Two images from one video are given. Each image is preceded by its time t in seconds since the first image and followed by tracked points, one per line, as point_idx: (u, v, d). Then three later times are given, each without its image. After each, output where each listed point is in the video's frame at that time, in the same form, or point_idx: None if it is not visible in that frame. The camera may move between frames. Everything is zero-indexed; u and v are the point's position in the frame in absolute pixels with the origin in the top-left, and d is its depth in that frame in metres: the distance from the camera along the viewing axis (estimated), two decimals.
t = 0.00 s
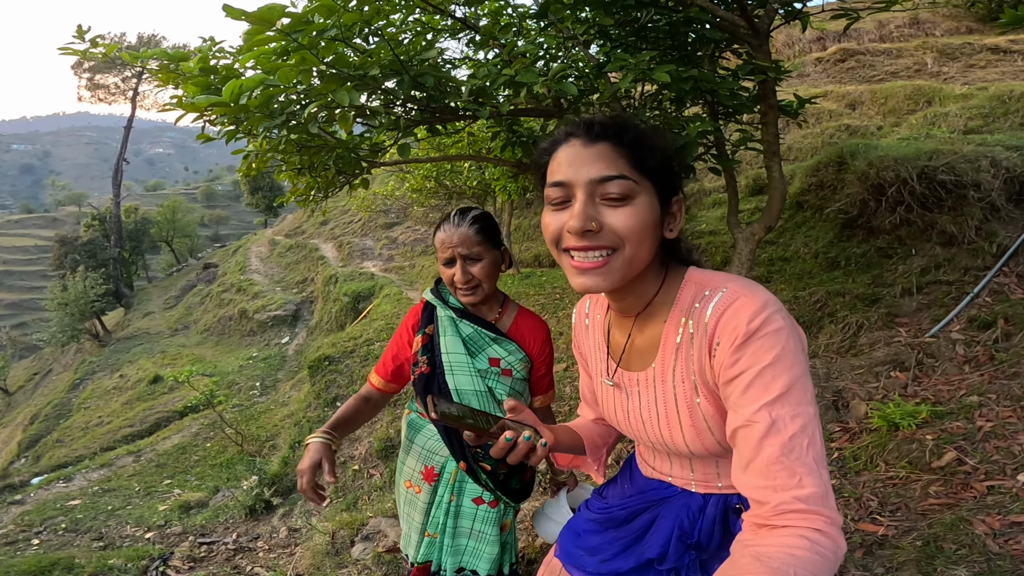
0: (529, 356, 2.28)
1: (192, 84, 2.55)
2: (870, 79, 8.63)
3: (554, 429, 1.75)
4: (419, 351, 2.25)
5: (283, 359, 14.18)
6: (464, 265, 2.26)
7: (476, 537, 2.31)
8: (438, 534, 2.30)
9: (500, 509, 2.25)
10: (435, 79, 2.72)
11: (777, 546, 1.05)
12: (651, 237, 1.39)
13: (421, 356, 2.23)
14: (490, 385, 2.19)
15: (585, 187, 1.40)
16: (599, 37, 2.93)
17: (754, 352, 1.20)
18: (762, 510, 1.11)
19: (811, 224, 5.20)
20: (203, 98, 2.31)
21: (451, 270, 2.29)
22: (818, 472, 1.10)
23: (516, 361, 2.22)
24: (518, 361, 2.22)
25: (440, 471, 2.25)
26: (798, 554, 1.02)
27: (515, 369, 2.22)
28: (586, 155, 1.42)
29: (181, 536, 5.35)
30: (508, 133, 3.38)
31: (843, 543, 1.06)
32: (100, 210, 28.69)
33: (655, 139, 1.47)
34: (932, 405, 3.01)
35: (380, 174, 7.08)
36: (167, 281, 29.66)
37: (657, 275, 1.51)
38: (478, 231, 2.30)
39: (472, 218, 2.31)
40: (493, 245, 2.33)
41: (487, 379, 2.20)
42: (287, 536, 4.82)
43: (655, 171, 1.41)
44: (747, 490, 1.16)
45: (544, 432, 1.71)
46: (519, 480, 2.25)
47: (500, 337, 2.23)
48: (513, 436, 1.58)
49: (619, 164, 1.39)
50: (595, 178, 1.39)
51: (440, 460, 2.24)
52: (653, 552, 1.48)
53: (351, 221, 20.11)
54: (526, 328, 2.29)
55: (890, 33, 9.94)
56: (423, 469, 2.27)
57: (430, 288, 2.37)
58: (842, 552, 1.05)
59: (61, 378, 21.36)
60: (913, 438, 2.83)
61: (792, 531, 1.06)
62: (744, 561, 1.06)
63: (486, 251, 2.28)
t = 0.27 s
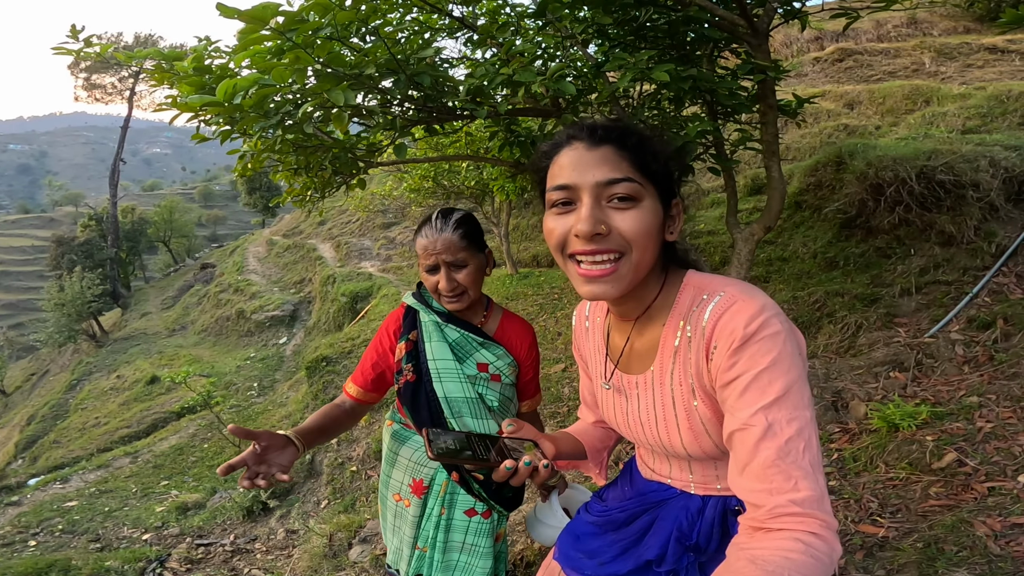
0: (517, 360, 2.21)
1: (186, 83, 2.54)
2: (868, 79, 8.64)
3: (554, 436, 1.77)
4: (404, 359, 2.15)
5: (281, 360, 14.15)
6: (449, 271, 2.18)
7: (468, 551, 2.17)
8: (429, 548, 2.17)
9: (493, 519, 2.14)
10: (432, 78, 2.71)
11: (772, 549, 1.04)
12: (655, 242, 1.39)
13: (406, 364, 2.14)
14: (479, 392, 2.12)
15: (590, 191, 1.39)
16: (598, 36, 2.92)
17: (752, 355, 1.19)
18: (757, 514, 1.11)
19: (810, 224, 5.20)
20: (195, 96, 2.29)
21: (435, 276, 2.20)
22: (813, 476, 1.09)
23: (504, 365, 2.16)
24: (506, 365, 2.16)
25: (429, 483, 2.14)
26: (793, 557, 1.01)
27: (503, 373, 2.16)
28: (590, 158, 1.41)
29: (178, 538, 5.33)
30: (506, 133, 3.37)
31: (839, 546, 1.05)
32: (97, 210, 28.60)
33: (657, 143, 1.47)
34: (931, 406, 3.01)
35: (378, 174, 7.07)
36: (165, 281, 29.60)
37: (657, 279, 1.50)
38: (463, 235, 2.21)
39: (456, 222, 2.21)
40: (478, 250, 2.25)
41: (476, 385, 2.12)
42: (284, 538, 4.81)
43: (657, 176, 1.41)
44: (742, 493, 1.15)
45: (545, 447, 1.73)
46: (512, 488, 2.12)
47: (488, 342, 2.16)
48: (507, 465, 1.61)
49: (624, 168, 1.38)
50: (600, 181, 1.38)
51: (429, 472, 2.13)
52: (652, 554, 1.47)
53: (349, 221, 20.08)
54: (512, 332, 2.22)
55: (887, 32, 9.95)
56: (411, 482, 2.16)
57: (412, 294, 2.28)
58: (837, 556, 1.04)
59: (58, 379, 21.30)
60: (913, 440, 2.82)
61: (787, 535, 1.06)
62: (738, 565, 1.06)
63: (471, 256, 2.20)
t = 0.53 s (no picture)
0: (506, 362, 2.11)
1: (180, 82, 2.53)
2: (866, 78, 8.63)
3: (555, 432, 1.76)
4: (388, 365, 1.99)
5: (279, 360, 14.12)
6: (438, 276, 2.02)
7: (463, 560, 2.07)
8: (421, 561, 2.05)
9: (488, 526, 2.05)
10: (430, 75, 2.70)
11: (775, 548, 1.03)
12: (658, 240, 1.38)
13: (390, 371, 1.98)
14: (470, 397, 1.99)
15: (593, 189, 1.38)
16: (597, 35, 2.91)
17: (754, 354, 1.18)
18: (760, 512, 1.10)
19: (809, 224, 5.20)
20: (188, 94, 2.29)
21: (423, 281, 2.04)
22: (816, 475, 1.08)
23: (494, 368, 2.04)
24: (496, 368, 2.05)
25: (419, 494, 2.04)
26: (795, 556, 1.00)
27: (494, 377, 2.04)
28: (593, 157, 1.41)
29: (175, 540, 5.31)
30: (504, 132, 3.36)
31: (842, 546, 1.04)
32: (94, 210, 28.55)
33: (659, 143, 1.46)
34: (933, 406, 3.00)
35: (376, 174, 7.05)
36: (162, 282, 29.55)
37: (660, 278, 1.48)
38: (452, 237, 2.05)
39: (445, 223, 2.05)
40: (467, 253, 2.10)
41: (466, 391, 1.99)
42: (283, 539, 4.79)
43: (660, 176, 1.41)
44: (744, 492, 1.14)
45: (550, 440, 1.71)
46: (504, 492, 2.06)
47: (476, 344, 2.03)
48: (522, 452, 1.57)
49: (627, 166, 1.37)
50: (603, 180, 1.37)
51: (418, 481, 2.03)
52: (654, 554, 1.46)
53: (347, 221, 20.06)
54: (500, 333, 2.12)
55: (885, 32, 9.96)
56: (399, 492, 2.05)
57: (394, 295, 2.12)
58: (840, 555, 1.03)
59: (56, 379, 21.26)
60: (915, 440, 2.81)
61: (789, 534, 1.04)
62: (740, 563, 1.05)
63: (461, 260, 2.06)
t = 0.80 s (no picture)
0: (495, 368, 2.06)
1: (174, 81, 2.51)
2: (865, 77, 8.63)
3: (560, 442, 1.74)
4: (368, 375, 1.94)
5: (277, 360, 14.09)
6: (426, 285, 1.96)
7: (455, 567, 2.04)
8: (411, 570, 2.04)
9: (478, 533, 2.02)
10: (428, 73, 2.68)
11: (777, 548, 1.02)
12: (660, 240, 1.36)
13: (371, 381, 1.93)
14: (456, 406, 1.96)
15: (595, 189, 1.37)
16: (596, 33, 2.89)
17: (757, 353, 1.16)
18: (762, 512, 1.08)
19: (809, 223, 5.20)
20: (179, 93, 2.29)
21: (410, 289, 1.98)
22: (819, 474, 1.07)
23: (482, 375, 2.00)
24: (484, 375, 2.00)
25: (406, 503, 2.03)
26: (797, 555, 0.99)
27: (481, 384, 2.00)
28: (595, 157, 1.39)
29: (173, 541, 5.29)
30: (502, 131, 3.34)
31: (845, 545, 1.03)
32: (91, 210, 28.47)
33: (661, 143, 1.45)
34: (934, 407, 2.99)
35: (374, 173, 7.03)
36: (160, 281, 29.49)
37: (662, 278, 1.47)
38: (442, 244, 1.99)
39: (435, 229, 1.99)
40: (456, 257, 2.04)
41: (452, 399, 1.96)
42: (281, 541, 4.78)
43: (663, 175, 1.39)
44: (747, 492, 1.12)
45: (551, 454, 1.71)
46: (495, 500, 2.02)
47: (462, 351, 1.98)
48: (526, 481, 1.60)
49: (629, 166, 1.36)
50: (604, 180, 1.36)
51: (405, 491, 2.02)
52: (656, 555, 1.43)
53: (345, 220, 20.02)
54: (489, 338, 2.06)
55: (884, 31, 9.95)
56: (385, 501, 2.05)
57: (375, 301, 2.03)
58: (844, 555, 1.01)
59: (53, 380, 21.19)
60: (917, 441, 2.81)
61: (792, 533, 1.03)
62: (742, 562, 1.04)
63: (451, 266, 2.00)
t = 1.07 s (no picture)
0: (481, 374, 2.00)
1: (169, 80, 2.51)
2: (864, 76, 8.62)
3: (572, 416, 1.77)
4: (352, 380, 1.93)
5: (275, 360, 14.06)
6: (410, 290, 1.91)
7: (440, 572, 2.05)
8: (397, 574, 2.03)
9: (465, 540, 2.03)
10: (424, 72, 2.66)
11: (774, 549, 1.01)
12: (658, 243, 1.36)
13: (355, 386, 1.92)
14: (440, 413, 1.93)
15: (593, 191, 1.36)
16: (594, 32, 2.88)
17: (754, 356, 1.16)
18: (760, 514, 1.07)
19: (808, 223, 5.20)
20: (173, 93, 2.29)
21: (393, 295, 1.93)
22: (816, 476, 1.06)
23: (467, 382, 1.96)
24: (469, 382, 1.96)
25: (392, 507, 2.01)
26: (795, 557, 0.98)
27: (466, 391, 1.96)
28: (593, 159, 1.38)
29: (171, 542, 5.28)
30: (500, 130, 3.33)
31: (843, 548, 1.02)
32: (88, 210, 28.41)
33: (658, 147, 1.44)
34: (934, 407, 2.99)
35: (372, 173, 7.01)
36: (157, 282, 29.43)
37: (660, 280, 1.46)
38: (426, 247, 1.94)
39: (418, 232, 1.94)
40: (440, 260, 1.99)
41: (436, 407, 1.93)
42: (279, 542, 4.76)
43: (660, 178, 1.38)
44: (744, 494, 1.11)
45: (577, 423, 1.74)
46: (482, 506, 2.06)
47: (446, 358, 1.94)
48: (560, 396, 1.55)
49: (627, 168, 1.35)
50: (603, 181, 1.35)
51: (391, 495, 2.00)
52: (656, 556, 1.42)
53: (344, 220, 20.00)
54: (475, 343, 2.02)
55: (882, 30, 9.94)
56: (371, 505, 2.02)
57: (359, 304, 2.03)
58: (841, 557, 1.00)
59: (51, 380, 21.14)
60: (917, 442, 2.80)
61: (789, 534, 1.02)
62: (740, 564, 1.03)
63: (435, 270, 1.95)
